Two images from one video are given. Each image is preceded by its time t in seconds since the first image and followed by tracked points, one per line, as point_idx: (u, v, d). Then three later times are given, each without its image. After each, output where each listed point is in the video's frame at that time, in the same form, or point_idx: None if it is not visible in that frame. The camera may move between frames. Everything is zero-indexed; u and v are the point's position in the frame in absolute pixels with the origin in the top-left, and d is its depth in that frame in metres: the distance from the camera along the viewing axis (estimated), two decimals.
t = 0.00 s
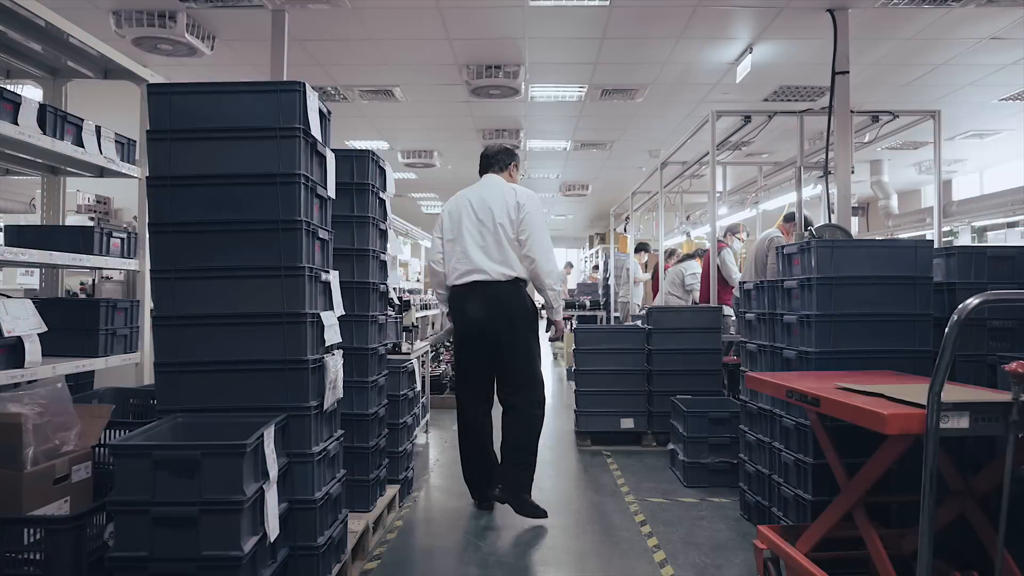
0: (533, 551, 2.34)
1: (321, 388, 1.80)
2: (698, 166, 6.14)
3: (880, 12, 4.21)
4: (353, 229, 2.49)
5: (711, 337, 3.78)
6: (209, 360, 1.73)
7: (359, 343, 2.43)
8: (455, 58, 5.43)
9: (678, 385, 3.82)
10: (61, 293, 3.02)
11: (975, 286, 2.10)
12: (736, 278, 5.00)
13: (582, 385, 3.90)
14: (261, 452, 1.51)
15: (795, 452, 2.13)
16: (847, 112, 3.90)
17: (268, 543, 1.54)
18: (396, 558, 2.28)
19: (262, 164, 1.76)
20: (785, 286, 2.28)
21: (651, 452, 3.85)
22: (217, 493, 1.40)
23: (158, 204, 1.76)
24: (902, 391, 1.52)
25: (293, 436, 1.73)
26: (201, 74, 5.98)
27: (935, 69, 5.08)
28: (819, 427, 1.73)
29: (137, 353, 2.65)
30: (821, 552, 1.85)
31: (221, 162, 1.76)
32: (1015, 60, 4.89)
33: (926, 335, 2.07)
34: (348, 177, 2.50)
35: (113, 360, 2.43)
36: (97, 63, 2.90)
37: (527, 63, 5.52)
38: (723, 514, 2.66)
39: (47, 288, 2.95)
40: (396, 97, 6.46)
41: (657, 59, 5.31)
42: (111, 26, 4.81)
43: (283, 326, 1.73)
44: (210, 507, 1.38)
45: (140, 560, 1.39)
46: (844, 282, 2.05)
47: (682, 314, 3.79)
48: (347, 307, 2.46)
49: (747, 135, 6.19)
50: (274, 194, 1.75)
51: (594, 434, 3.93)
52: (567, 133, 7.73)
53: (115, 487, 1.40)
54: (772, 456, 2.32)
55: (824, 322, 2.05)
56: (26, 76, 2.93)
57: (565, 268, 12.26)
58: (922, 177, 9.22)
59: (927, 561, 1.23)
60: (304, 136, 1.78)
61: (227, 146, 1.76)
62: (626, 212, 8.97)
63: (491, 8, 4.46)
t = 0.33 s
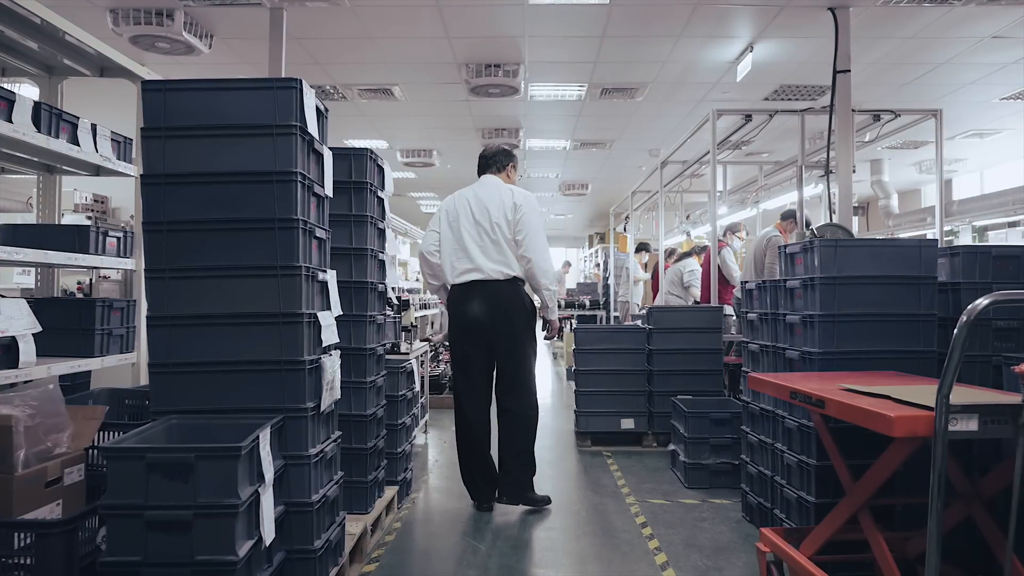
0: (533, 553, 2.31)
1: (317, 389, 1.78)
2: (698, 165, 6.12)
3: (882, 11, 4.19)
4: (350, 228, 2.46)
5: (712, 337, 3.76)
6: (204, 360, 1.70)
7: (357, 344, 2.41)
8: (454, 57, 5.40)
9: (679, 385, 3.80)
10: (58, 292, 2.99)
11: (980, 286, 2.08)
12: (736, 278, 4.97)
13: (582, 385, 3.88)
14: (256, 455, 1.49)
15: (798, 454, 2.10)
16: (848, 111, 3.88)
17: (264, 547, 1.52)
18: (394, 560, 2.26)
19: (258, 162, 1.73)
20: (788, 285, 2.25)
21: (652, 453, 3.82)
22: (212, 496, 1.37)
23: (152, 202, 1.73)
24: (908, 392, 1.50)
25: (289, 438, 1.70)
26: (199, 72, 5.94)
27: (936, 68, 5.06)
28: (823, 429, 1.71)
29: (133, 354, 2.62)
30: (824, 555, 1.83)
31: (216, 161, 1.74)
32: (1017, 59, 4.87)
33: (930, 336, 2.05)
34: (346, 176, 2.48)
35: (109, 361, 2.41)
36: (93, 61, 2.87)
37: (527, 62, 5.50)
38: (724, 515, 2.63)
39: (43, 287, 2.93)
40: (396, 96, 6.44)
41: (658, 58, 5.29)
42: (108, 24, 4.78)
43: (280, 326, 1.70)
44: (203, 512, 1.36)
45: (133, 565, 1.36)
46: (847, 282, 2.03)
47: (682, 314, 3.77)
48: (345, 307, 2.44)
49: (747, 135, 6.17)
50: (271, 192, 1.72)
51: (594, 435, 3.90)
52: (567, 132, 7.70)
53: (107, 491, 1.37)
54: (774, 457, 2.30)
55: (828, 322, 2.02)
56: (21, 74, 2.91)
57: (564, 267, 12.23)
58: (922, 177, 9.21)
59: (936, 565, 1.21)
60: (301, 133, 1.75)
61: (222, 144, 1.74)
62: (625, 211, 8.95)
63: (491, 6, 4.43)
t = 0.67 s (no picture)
0: (534, 555, 2.28)
1: (314, 390, 1.75)
2: (699, 164, 6.09)
3: (884, 9, 4.16)
4: (348, 227, 2.43)
5: (713, 337, 3.74)
6: (199, 361, 1.67)
7: (355, 343, 2.37)
8: (453, 55, 5.36)
9: (679, 385, 3.77)
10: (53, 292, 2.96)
11: (986, 285, 2.05)
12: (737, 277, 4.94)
13: (582, 386, 3.85)
14: (252, 458, 1.46)
15: (801, 456, 2.08)
16: (850, 109, 3.85)
17: (259, 551, 1.49)
18: (392, 562, 2.23)
19: (253, 158, 1.70)
20: (791, 284, 2.23)
21: (652, 453, 3.79)
22: (206, 500, 1.34)
23: (146, 200, 1.70)
24: (915, 393, 1.47)
25: (285, 440, 1.67)
26: (196, 70, 5.90)
27: (938, 66, 5.03)
28: (828, 430, 1.69)
29: (129, 354, 2.59)
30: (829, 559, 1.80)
31: (211, 158, 1.71)
32: (1019, 58, 4.85)
33: (936, 335, 2.02)
34: (343, 174, 2.44)
35: (104, 361, 2.38)
36: (90, 59, 2.84)
37: (526, 60, 5.46)
38: (726, 517, 2.61)
39: (38, 287, 2.90)
40: (394, 95, 6.40)
41: (658, 56, 5.25)
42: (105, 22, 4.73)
43: (276, 326, 1.67)
44: (197, 515, 1.33)
45: (125, 570, 1.33)
46: (851, 281, 2.01)
47: (683, 314, 3.75)
48: (342, 307, 2.41)
49: (748, 134, 6.14)
50: (267, 190, 1.69)
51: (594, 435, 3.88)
52: (566, 131, 7.66)
53: (98, 494, 1.34)
54: (777, 458, 2.27)
55: (831, 322, 2.00)
56: (15, 71, 2.87)
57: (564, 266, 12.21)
58: (922, 176, 9.19)
59: (947, 571, 1.18)
60: (297, 130, 1.72)
61: (217, 141, 1.71)
62: (625, 210, 8.92)
63: (490, 4, 4.40)
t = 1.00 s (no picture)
0: (535, 558, 2.25)
1: (311, 390, 1.72)
2: (699, 163, 6.05)
3: (887, 7, 4.13)
4: (346, 225, 2.39)
5: (713, 336, 3.71)
6: (194, 362, 1.64)
7: (352, 343, 2.34)
8: (452, 53, 5.32)
9: (679, 385, 3.74)
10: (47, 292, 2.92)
11: (993, 284, 2.02)
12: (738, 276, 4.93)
13: (582, 386, 3.82)
14: (247, 460, 1.42)
15: (805, 457, 2.05)
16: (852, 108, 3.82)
17: (254, 556, 1.46)
18: (389, 565, 2.19)
19: (249, 155, 1.67)
20: (794, 284, 2.20)
21: (653, 454, 3.76)
22: (199, 504, 1.30)
23: (139, 197, 1.67)
24: (923, 394, 1.45)
25: (281, 442, 1.64)
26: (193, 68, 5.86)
27: (940, 65, 5.01)
28: (834, 431, 1.66)
29: (124, 354, 2.56)
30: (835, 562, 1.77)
31: (205, 154, 1.67)
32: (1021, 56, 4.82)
33: (943, 335, 1.99)
34: (341, 172, 2.41)
35: (99, 361, 2.34)
36: (86, 56, 2.80)
37: (526, 59, 5.43)
38: (729, 519, 2.58)
39: (32, 287, 2.86)
40: (393, 93, 6.37)
41: (658, 54, 5.22)
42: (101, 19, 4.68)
43: (271, 325, 1.64)
44: (190, 520, 1.29)
45: None
46: (856, 281, 1.98)
47: (684, 314, 3.72)
48: (340, 306, 2.37)
49: (748, 132, 6.11)
50: (262, 186, 1.66)
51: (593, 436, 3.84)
52: (566, 130, 7.63)
53: (89, 498, 1.31)
54: (781, 460, 2.25)
55: (836, 322, 1.97)
56: (9, 68, 2.83)
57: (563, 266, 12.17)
58: (922, 175, 9.18)
59: None
60: (294, 126, 1.69)
61: (211, 137, 1.67)
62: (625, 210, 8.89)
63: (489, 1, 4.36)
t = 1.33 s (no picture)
0: (535, 561, 2.22)
1: (307, 392, 1.68)
2: (698, 162, 6.03)
3: (889, 6, 4.11)
4: (343, 223, 2.36)
5: (713, 336, 3.68)
6: (187, 362, 1.60)
7: (350, 343, 2.31)
8: (451, 51, 5.28)
9: (680, 385, 3.70)
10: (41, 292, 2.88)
11: (1001, 284, 1.99)
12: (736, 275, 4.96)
13: (582, 386, 3.78)
14: (241, 464, 1.39)
15: (810, 459, 2.03)
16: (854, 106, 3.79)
17: (248, 561, 1.42)
18: (387, 568, 2.16)
19: (243, 152, 1.63)
20: (798, 283, 2.17)
21: (653, 454, 3.73)
22: (191, 509, 1.27)
23: (132, 194, 1.63)
24: (932, 395, 1.42)
25: (276, 444, 1.60)
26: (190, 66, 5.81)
27: (941, 63, 4.99)
28: (841, 433, 1.63)
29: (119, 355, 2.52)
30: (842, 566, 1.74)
31: (199, 150, 1.63)
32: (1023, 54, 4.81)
33: (950, 334, 1.96)
34: (338, 169, 2.37)
35: (93, 361, 2.30)
36: (81, 53, 2.77)
37: (525, 57, 5.40)
38: (731, 521, 2.55)
39: (26, 287, 2.81)
40: (391, 92, 6.33)
41: (658, 53, 5.20)
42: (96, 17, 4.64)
43: (266, 325, 1.61)
44: (182, 525, 1.26)
45: None
46: (862, 280, 1.95)
47: (684, 314, 3.69)
48: (337, 305, 2.34)
49: (748, 131, 6.09)
50: (257, 184, 1.62)
51: (593, 436, 3.81)
52: (564, 129, 7.60)
53: (77, 503, 1.27)
54: (785, 461, 2.22)
55: (841, 321, 1.94)
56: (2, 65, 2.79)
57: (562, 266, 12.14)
58: (922, 175, 9.17)
59: None
60: (290, 122, 1.65)
61: (205, 133, 1.64)
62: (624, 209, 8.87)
63: None
